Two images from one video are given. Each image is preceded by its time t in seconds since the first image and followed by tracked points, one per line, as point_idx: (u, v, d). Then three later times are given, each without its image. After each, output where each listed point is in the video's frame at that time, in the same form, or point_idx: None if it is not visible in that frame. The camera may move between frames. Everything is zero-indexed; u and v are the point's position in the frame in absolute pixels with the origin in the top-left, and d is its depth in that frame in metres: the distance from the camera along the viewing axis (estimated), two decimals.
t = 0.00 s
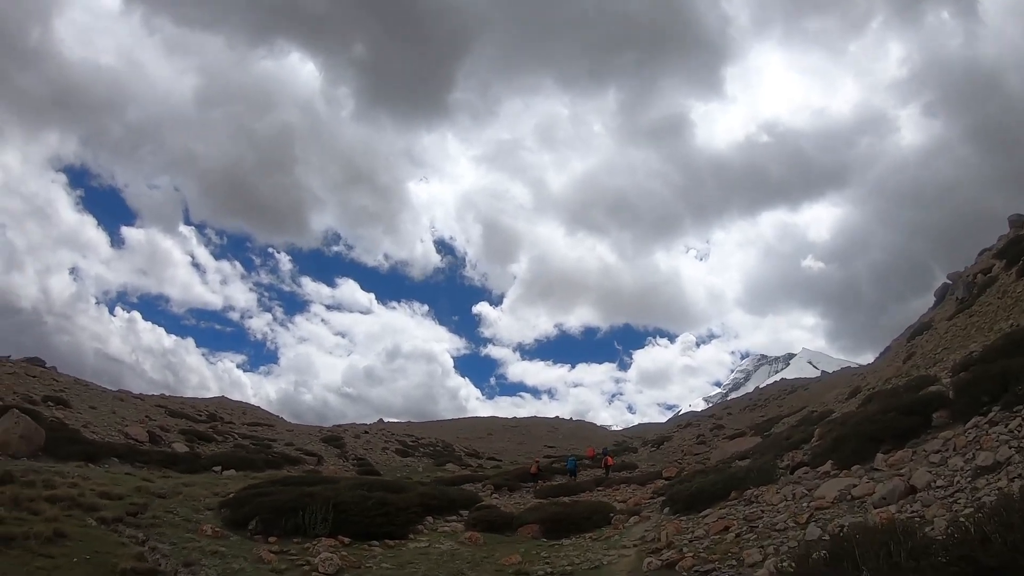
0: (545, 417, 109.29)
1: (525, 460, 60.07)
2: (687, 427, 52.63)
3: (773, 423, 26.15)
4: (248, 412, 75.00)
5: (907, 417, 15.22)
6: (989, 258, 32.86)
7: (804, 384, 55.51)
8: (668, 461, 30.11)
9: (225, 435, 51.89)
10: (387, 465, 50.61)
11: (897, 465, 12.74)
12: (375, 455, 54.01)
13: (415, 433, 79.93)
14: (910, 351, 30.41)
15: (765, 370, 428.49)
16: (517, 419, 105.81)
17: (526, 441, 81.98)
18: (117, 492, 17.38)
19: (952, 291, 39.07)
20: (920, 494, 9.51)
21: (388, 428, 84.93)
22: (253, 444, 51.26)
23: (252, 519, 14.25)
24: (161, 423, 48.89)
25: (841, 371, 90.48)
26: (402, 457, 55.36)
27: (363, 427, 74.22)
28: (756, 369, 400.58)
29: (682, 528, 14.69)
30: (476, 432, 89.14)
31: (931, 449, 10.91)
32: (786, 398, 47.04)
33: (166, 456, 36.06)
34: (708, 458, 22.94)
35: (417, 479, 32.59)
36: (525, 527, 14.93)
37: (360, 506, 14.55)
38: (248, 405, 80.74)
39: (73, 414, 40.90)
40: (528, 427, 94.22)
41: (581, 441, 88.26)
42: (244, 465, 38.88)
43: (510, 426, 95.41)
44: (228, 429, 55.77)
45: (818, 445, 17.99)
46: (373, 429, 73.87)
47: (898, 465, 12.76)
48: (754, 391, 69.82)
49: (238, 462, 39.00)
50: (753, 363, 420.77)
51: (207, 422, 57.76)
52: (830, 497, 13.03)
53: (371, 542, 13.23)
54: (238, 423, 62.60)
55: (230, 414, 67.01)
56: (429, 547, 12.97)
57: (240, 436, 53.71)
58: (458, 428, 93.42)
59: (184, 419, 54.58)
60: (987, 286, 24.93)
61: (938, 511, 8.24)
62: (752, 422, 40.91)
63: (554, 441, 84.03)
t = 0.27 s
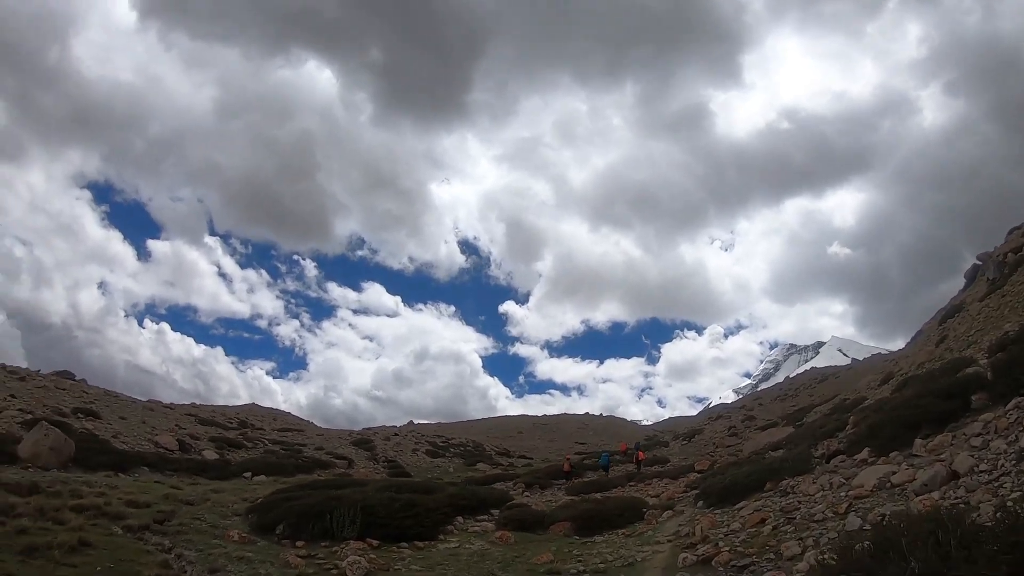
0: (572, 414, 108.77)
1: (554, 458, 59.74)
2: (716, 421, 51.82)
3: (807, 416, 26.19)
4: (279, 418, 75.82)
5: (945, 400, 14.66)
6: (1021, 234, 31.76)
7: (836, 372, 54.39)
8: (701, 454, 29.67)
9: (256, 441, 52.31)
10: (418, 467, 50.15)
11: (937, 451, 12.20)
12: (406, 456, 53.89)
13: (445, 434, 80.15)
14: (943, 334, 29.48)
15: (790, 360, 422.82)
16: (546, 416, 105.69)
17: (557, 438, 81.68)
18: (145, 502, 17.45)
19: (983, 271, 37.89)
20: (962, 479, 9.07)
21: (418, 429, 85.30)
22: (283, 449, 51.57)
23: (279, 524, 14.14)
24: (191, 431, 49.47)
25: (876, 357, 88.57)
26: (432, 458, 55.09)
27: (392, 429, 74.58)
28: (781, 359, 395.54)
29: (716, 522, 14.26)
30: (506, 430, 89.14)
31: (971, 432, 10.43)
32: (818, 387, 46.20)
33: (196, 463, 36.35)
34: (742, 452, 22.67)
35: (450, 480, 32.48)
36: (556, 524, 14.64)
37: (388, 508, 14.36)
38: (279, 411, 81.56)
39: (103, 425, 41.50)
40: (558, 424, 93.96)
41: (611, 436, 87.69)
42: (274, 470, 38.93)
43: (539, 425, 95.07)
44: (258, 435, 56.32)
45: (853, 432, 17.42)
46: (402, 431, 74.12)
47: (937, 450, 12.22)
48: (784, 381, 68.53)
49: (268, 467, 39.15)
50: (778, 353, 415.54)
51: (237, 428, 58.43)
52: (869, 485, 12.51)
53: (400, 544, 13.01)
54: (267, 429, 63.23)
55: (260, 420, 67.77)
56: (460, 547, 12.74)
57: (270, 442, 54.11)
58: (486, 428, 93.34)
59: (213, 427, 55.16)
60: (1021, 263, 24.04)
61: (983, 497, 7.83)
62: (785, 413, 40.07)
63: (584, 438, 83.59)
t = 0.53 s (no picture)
0: (600, 407, 108.00)
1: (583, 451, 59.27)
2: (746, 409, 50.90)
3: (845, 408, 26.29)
4: (308, 422, 76.41)
5: (983, 374, 14.04)
6: None
7: (866, 354, 53.38)
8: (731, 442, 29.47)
9: (284, 446, 52.54)
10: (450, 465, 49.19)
11: (977, 425, 11.60)
12: (435, 455, 53.39)
13: (474, 431, 80.15)
14: (974, 309, 28.58)
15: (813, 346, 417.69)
16: (574, 410, 105.36)
17: (586, 432, 81.33)
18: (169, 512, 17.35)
19: (1012, 244, 36.74)
20: (1010, 453, 8.56)
21: (447, 428, 85.43)
22: (312, 452, 51.66)
23: (304, 526, 13.92)
24: (219, 437, 49.83)
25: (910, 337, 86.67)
26: (462, 456, 54.59)
27: (420, 429, 74.71)
28: (804, 345, 391.12)
29: (752, 509, 13.75)
30: (535, 426, 89.05)
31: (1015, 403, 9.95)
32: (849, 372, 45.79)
33: (227, 470, 36.44)
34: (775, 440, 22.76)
35: (482, 476, 32.50)
36: (588, 517, 14.34)
37: (415, 506, 14.05)
38: (307, 416, 82.15)
39: (131, 435, 41.90)
40: (587, 418, 93.64)
41: (640, 428, 87.07)
42: (303, 474, 38.68)
43: (567, 419, 94.83)
44: (287, 440, 56.59)
45: (888, 411, 16.79)
46: (430, 430, 74.04)
47: (977, 425, 11.62)
48: (814, 364, 67.04)
49: (298, 470, 39.07)
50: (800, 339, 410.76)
51: (266, 433, 58.87)
52: (909, 464, 11.92)
53: (428, 543, 12.68)
54: (295, 432, 63.64)
55: (289, 425, 68.31)
56: (490, 543, 12.43)
57: (300, 446, 54.30)
58: (515, 424, 93.07)
59: (242, 433, 55.61)
60: None
61: None
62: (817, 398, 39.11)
63: (614, 431, 83.09)
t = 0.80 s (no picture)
0: (630, 396, 106.92)
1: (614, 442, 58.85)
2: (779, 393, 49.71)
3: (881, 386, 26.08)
4: (339, 425, 77.09)
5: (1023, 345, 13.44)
6: None
7: (898, 330, 52.10)
8: (764, 425, 29.75)
9: (316, 450, 52.79)
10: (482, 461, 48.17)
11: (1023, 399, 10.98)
12: (467, 451, 52.70)
13: (504, 426, 80.16)
14: (1007, 278, 27.55)
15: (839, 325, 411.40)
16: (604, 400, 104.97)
17: (617, 422, 80.88)
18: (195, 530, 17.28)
19: None
20: None
21: (477, 423, 85.60)
22: (343, 455, 51.67)
23: (333, 531, 13.74)
24: (249, 444, 50.27)
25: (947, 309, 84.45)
26: (495, 452, 54.03)
27: (450, 426, 74.87)
28: (829, 325, 385.55)
29: (792, 495, 13.15)
30: (565, 418, 88.85)
31: None
32: (878, 349, 45.80)
33: (259, 477, 36.61)
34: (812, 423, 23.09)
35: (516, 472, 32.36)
36: (623, 509, 14.08)
37: (447, 505, 13.77)
38: (338, 419, 82.77)
39: (161, 446, 42.41)
40: (618, 407, 93.25)
41: (672, 415, 86.33)
42: (337, 476, 38.37)
43: (598, 409, 94.47)
44: (319, 443, 56.90)
45: (926, 388, 16.13)
46: (460, 427, 74.16)
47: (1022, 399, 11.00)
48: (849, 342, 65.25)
49: (329, 473, 38.87)
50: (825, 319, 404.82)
51: (298, 438, 59.30)
52: (953, 442, 11.30)
53: (461, 543, 12.39)
54: (327, 436, 64.08)
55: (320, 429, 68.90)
56: (526, 542, 12.25)
57: (331, 449, 54.42)
58: (545, 417, 92.56)
59: (274, 438, 56.11)
60: None
61: None
62: (852, 377, 38.00)
63: (645, 419, 82.51)
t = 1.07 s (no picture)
0: (666, 383, 105.69)
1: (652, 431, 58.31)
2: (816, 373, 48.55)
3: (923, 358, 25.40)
4: (379, 427, 77.97)
5: None
6: None
7: (937, 301, 50.50)
8: (805, 407, 30.50)
9: (356, 452, 53.22)
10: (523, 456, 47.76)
11: None
12: (507, 447, 52.37)
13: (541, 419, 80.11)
14: None
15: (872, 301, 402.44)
16: (641, 389, 104.22)
17: (656, 410, 80.18)
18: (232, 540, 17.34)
19: None
20: None
21: (515, 418, 85.72)
22: (383, 455, 51.82)
23: (372, 532, 13.72)
24: (289, 450, 50.97)
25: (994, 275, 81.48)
26: (535, 446, 53.55)
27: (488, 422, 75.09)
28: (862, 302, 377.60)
29: (841, 473, 12.65)
30: (603, 408, 88.40)
31: None
32: (915, 323, 45.62)
33: (299, 482, 36.96)
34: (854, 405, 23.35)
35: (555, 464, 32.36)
36: (667, 497, 14.72)
37: (487, 501, 13.61)
38: (377, 420, 83.73)
39: (200, 456, 43.27)
40: (656, 395, 92.54)
41: (711, 400, 85.22)
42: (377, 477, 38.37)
43: (636, 398, 93.81)
44: (358, 446, 57.41)
45: (972, 356, 15.49)
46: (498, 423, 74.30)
47: None
48: (887, 316, 63.40)
49: (368, 475, 38.89)
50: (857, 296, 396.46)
51: (337, 441, 59.99)
52: (1005, 411, 10.72)
53: (502, 538, 12.23)
54: (366, 437, 64.68)
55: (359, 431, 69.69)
56: (568, 535, 12.08)
57: (370, 450, 54.81)
58: (583, 409, 92.12)
59: (314, 443, 56.90)
60: None
61: None
62: (892, 353, 36.86)
63: (684, 406, 81.61)
